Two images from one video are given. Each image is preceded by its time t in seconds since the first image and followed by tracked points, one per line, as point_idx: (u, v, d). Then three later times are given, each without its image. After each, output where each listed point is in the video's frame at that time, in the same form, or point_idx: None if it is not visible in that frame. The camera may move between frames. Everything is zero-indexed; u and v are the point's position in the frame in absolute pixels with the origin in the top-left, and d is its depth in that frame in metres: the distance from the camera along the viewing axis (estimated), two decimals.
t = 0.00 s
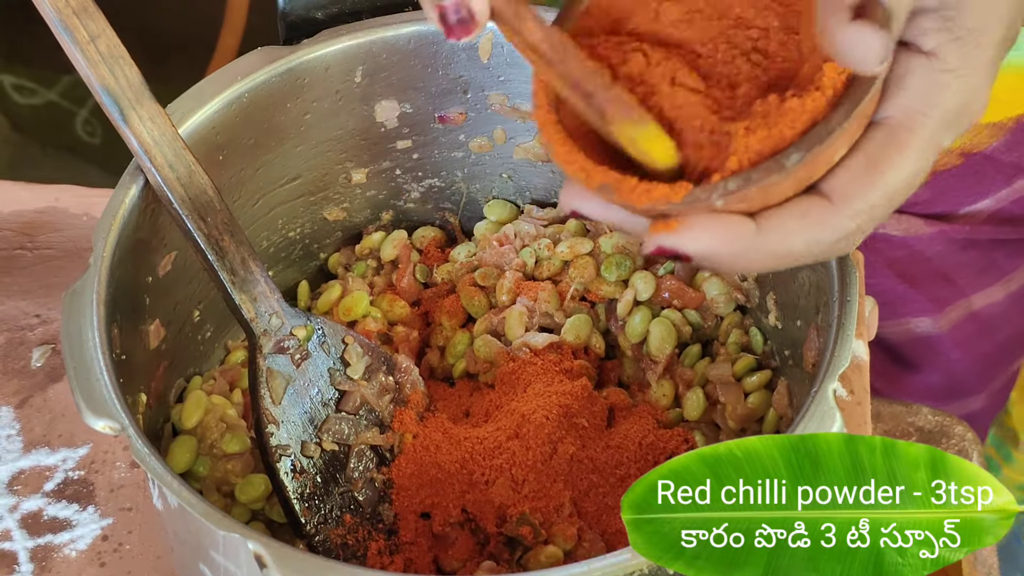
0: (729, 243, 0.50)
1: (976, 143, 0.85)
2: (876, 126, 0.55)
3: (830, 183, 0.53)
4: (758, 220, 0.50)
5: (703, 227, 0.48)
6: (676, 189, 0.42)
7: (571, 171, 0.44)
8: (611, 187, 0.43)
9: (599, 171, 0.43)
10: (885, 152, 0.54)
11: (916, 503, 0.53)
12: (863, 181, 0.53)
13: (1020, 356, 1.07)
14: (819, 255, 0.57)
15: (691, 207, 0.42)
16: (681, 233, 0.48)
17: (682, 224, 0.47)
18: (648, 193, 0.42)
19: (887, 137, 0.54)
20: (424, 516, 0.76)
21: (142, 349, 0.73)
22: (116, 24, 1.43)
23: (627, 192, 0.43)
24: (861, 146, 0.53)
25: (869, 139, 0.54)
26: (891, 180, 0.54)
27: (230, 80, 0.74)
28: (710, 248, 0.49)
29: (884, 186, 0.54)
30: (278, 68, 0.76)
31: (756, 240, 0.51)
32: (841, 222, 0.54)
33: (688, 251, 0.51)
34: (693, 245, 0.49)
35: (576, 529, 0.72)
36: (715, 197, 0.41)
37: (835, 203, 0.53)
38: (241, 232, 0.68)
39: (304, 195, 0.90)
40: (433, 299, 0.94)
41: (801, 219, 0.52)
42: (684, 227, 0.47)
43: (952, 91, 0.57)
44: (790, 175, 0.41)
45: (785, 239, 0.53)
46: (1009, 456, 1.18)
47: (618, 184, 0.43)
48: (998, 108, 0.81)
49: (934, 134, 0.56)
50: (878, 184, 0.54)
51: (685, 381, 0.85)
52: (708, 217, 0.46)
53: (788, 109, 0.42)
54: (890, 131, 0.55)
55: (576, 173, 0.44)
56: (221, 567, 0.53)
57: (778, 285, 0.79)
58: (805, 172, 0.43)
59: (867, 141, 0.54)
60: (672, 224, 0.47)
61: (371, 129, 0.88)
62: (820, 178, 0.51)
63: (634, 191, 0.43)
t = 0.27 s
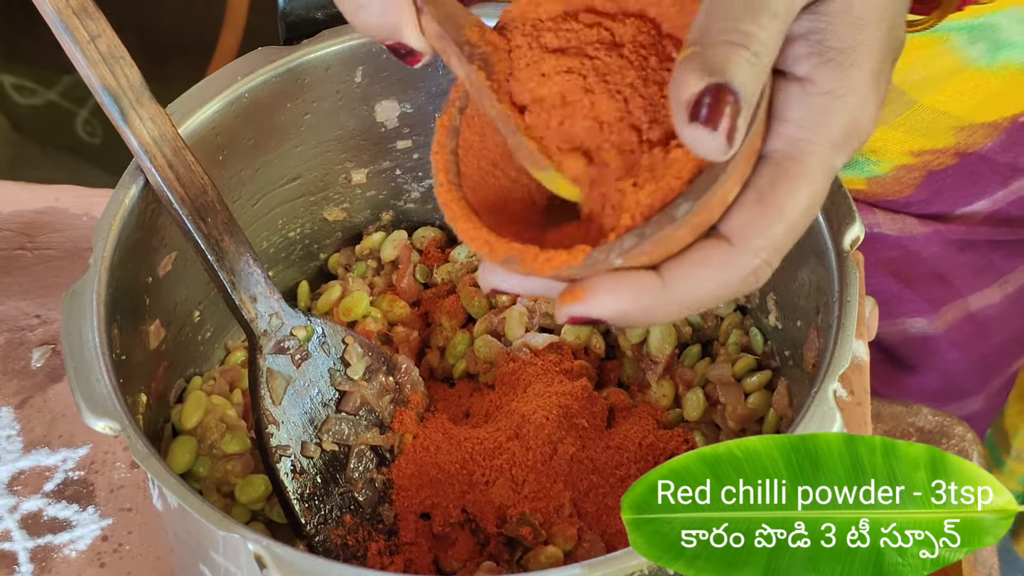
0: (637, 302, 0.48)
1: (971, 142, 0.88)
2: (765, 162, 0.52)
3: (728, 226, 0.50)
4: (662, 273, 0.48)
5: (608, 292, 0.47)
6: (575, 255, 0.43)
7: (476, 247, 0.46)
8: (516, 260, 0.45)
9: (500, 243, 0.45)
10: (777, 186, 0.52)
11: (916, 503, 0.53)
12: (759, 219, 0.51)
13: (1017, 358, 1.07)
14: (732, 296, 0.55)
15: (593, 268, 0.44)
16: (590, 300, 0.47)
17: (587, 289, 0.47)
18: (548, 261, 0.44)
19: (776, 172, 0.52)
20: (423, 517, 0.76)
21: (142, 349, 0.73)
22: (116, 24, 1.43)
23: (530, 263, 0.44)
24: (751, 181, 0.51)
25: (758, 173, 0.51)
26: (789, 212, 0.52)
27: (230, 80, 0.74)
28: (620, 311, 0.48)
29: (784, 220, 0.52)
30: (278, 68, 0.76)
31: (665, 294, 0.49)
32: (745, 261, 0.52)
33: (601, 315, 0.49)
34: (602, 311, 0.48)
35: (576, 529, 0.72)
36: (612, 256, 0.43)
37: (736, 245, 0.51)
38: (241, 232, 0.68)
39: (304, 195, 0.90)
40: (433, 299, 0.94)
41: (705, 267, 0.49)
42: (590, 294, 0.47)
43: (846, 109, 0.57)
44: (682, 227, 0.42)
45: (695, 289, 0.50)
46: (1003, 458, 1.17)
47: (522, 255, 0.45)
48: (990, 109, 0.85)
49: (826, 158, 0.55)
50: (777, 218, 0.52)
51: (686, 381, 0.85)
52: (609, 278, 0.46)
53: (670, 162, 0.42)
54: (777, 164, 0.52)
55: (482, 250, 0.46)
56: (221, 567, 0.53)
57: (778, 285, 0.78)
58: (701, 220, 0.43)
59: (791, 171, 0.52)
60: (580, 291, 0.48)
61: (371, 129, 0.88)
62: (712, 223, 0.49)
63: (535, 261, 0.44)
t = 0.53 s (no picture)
0: (600, 309, 0.49)
1: (962, 143, 0.89)
2: (723, 167, 0.54)
3: (688, 231, 0.52)
4: (622, 280, 0.50)
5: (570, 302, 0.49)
6: (535, 261, 0.46)
7: (438, 258, 0.49)
8: (477, 269, 0.48)
9: (461, 253, 0.48)
10: (734, 190, 0.53)
11: (916, 503, 0.53)
12: (718, 223, 0.52)
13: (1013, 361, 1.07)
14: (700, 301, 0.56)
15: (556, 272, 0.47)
16: (553, 309, 0.49)
17: (550, 299, 0.49)
18: (508, 268, 0.47)
19: (734, 176, 0.53)
20: (423, 517, 0.76)
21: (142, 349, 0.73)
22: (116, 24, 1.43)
23: (491, 271, 0.47)
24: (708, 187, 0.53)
25: (716, 179, 0.53)
26: (748, 215, 0.54)
27: (230, 80, 0.74)
28: (583, 318, 0.50)
29: (743, 223, 0.54)
30: (278, 68, 0.76)
31: (628, 301, 0.50)
32: (707, 266, 0.53)
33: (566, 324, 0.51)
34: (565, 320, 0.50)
35: (576, 529, 0.72)
36: (573, 259, 0.46)
37: (697, 250, 0.52)
38: (241, 232, 0.68)
39: (304, 195, 0.90)
40: (433, 299, 0.93)
41: (664, 272, 0.51)
42: (553, 303, 0.49)
43: (800, 112, 0.58)
44: (642, 228, 0.46)
45: (657, 294, 0.52)
46: (1003, 458, 1.15)
47: (482, 264, 0.48)
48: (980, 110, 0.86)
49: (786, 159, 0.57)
50: (736, 221, 0.53)
51: (686, 382, 0.85)
52: (571, 286, 0.48)
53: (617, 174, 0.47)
54: (734, 168, 0.54)
55: (443, 261, 0.49)
56: (220, 567, 0.53)
57: (778, 285, 0.78)
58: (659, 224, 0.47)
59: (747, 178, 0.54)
60: (542, 302, 0.49)
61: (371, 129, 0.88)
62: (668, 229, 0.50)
63: (496, 270, 0.47)
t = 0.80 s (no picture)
0: (598, 312, 0.49)
1: (959, 142, 0.89)
2: (716, 169, 0.54)
3: (684, 233, 0.52)
4: (619, 282, 0.50)
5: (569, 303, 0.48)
6: (533, 265, 0.46)
7: (435, 268, 0.49)
8: (474, 276, 0.47)
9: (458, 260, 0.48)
10: (729, 192, 0.53)
11: (916, 503, 0.53)
12: (714, 224, 0.52)
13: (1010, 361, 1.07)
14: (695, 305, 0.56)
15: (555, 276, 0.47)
16: (551, 312, 0.48)
17: (547, 302, 0.48)
18: (507, 273, 0.46)
19: (728, 178, 0.53)
20: (423, 516, 0.76)
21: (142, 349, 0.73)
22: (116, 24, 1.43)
23: (488, 276, 0.47)
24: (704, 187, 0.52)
25: (711, 178, 0.53)
26: (744, 214, 0.54)
27: (230, 80, 0.74)
28: (581, 320, 0.49)
29: (739, 224, 0.54)
30: (278, 68, 0.76)
31: (625, 303, 0.50)
32: (704, 267, 0.53)
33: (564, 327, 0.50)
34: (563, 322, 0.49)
35: (576, 529, 0.72)
36: (571, 263, 0.46)
37: (694, 251, 0.52)
38: (241, 232, 0.68)
39: (304, 195, 0.90)
40: (433, 299, 0.93)
41: (662, 274, 0.51)
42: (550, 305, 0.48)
43: (792, 114, 0.59)
44: (639, 229, 0.45)
45: (654, 297, 0.51)
46: (1002, 458, 1.13)
47: (480, 271, 0.47)
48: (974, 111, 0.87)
49: (779, 161, 0.57)
50: (733, 222, 0.53)
51: (685, 381, 0.85)
52: (568, 287, 0.48)
53: (613, 181, 0.47)
54: (728, 170, 0.54)
55: (441, 269, 0.48)
56: (220, 567, 0.53)
57: (777, 285, 0.79)
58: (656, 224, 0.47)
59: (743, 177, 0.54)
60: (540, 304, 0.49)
61: (371, 129, 0.88)
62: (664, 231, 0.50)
63: (493, 275, 0.47)
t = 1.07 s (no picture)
0: (621, 300, 0.50)
1: (960, 141, 0.89)
2: (742, 161, 0.55)
3: (710, 223, 0.54)
4: (645, 271, 0.51)
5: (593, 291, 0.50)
6: (558, 252, 0.47)
7: (459, 260, 0.49)
8: (498, 266, 0.48)
9: (482, 251, 0.48)
10: (755, 183, 0.54)
11: (916, 503, 0.53)
12: (741, 215, 0.54)
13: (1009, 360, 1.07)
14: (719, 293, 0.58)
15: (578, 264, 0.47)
16: (575, 299, 0.50)
17: (573, 290, 0.50)
18: (530, 262, 0.47)
19: (753, 170, 0.55)
20: (423, 517, 0.76)
21: (142, 349, 0.73)
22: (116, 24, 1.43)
23: (512, 266, 0.47)
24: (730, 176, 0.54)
25: (737, 167, 0.54)
26: (768, 207, 0.55)
27: (231, 80, 0.74)
28: (604, 309, 0.51)
29: (764, 215, 0.55)
30: (278, 68, 0.76)
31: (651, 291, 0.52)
32: (729, 257, 0.55)
33: (587, 315, 0.52)
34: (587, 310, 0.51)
35: (576, 529, 0.72)
36: (595, 250, 0.46)
37: (720, 242, 0.54)
38: (241, 232, 0.68)
39: (304, 195, 0.90)
40: (433, 299, 0.93)
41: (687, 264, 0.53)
42: (575, 293, 0.50)
43: (818, 109, 0.60)
44: (664, 215, 0.46)
45: (679, 285, 0.53)
46: (1001, 457, 1.13)
47: (503, 261, 0.48)
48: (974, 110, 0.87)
49: (803, 154, 0.58)
50: (757, 213, 0.55)
51: (685, 381, 0.85)
52: (594, 275, 0.49)
53: (630, 174, 0.46)
54: (753, 162, 0.55)
55: (464, 261, 0.49)
56: (220, 567, 0.53)
57: (777, 285, 0.79)
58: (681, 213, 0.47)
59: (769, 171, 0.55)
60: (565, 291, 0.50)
61: (371, 129, 0.88)
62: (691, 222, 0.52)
63: (517, 264, 0.47)
